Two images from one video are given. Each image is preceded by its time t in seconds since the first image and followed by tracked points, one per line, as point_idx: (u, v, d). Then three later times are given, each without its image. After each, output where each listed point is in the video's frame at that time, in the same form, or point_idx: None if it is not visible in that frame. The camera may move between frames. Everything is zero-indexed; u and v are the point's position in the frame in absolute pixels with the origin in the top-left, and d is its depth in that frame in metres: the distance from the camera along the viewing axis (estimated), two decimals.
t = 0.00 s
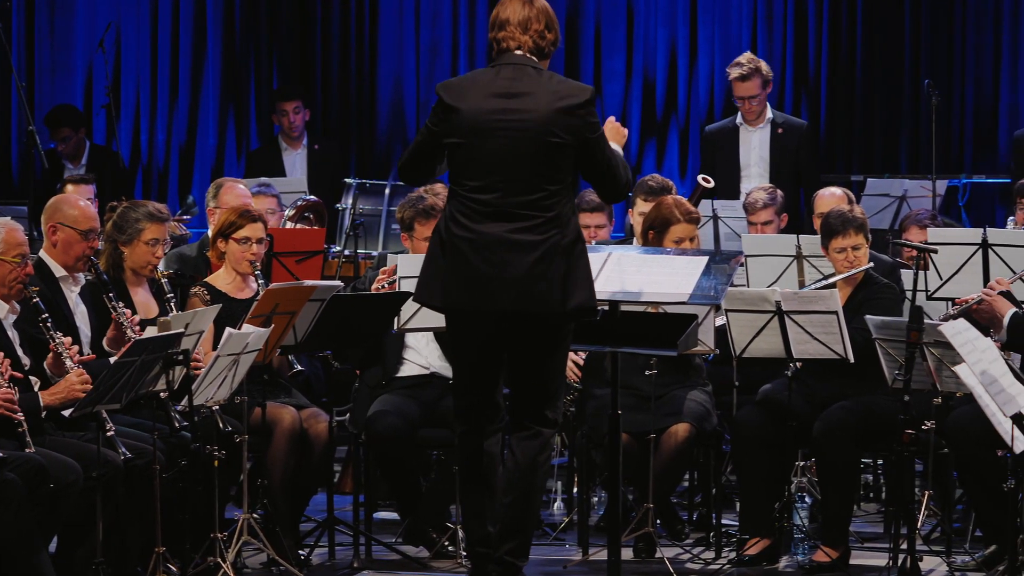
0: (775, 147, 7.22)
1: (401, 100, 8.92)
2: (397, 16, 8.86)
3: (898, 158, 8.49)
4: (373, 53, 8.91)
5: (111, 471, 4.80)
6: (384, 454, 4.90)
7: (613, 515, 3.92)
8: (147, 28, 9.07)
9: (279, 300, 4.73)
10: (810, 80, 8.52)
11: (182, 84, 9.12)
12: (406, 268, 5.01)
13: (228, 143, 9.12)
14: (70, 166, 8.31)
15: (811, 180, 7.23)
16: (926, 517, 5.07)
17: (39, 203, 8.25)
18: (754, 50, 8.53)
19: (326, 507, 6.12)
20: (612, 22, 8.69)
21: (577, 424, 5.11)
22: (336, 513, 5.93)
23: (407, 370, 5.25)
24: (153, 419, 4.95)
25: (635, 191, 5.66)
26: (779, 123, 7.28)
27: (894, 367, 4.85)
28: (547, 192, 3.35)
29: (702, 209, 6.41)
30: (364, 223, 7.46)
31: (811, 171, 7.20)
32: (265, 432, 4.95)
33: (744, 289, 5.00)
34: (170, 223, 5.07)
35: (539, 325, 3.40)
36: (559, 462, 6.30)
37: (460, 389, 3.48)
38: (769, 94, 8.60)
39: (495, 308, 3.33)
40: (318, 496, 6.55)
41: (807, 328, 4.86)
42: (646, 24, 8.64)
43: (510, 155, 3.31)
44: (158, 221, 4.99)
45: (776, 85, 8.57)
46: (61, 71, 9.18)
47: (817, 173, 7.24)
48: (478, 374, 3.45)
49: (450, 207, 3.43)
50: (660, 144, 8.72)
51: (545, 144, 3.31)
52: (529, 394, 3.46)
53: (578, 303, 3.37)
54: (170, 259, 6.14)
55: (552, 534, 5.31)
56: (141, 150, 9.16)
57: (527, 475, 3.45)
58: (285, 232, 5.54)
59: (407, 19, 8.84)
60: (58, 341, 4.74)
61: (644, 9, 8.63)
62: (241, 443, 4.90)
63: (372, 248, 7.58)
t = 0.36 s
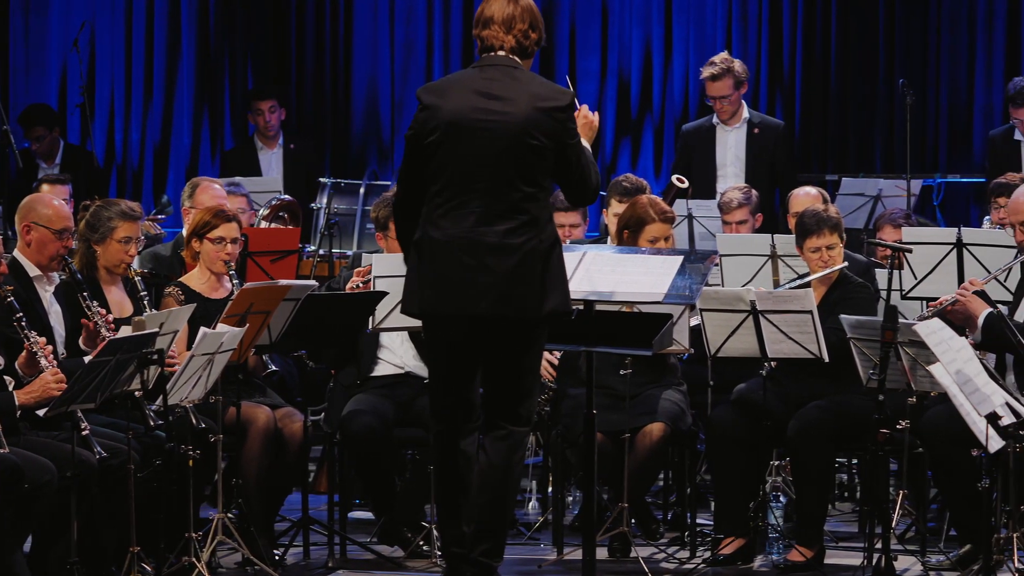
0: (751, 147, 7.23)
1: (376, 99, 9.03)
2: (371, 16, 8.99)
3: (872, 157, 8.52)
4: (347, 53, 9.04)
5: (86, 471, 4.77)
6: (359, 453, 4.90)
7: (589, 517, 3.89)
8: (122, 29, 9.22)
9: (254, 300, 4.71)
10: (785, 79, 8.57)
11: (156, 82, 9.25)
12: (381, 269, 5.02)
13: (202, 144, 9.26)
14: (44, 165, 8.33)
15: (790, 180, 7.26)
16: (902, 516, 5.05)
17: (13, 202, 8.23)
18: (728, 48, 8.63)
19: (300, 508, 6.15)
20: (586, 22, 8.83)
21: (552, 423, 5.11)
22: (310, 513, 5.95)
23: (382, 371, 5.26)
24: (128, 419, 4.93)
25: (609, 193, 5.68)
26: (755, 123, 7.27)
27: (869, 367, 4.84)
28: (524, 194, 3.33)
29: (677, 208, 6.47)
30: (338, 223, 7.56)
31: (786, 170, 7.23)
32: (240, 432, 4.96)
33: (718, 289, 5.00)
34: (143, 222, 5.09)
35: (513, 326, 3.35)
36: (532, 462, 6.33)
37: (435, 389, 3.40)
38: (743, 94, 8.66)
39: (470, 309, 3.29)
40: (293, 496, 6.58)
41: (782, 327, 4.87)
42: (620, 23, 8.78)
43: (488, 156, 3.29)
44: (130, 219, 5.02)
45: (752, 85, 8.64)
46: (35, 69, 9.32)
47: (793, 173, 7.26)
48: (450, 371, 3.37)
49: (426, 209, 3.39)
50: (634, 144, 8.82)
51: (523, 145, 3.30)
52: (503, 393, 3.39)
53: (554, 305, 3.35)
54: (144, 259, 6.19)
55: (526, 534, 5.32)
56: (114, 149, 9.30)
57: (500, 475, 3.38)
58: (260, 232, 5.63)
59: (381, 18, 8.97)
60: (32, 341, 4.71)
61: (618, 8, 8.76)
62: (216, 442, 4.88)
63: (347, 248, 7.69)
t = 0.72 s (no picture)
0: (724, 146, 7.26)
1: (351, 100, 9.12)
2: (347, 17, 9.07)
3: (848, 158, 8.62)
4: (323, 53, 9.13)
5: (61, 471, 4.73)
6: (334, 452, 4.90)
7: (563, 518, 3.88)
8: (97, 28, 9.28)
9: (229, 299, 4.68)
10: (759, 79, 8.62)
11: (131, 81, 9.32)
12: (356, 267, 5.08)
13: (177, 143, 9.32)
14: (20, 164, 8.37)
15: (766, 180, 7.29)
16: (877, 517, 5.05)
17: None
18: (704, 48, 8.67)
19: (275, 507, 6.19)
20: (562, 20, 8.85)
21: (526, 424, 5.11)
22: (285, 513, 5.98)
23: (358, 370, 5.26)
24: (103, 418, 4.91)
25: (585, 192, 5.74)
26: (728, 122, 7.29)
27: (845, 366, 4.82)
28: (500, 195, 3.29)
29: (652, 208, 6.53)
30: (313, 222, 7.62)
31: (760, 169, 7.25)
32: (215, 431, 4.95)
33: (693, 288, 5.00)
34: (119, 220, 5.08)
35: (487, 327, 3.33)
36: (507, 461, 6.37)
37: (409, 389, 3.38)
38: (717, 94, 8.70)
39: (445, 310, 3.26)
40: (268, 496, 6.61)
41: (757, 326, 4.86)
42: (596, 23, 8.80)
43: (464, 157, 3.26)
44: (106, 218, 5.00)
45: (727, 86, 8.69)
46: (10, 68, 9.34)
47: (767, 173, 7.28)
48: (423, 372, 3.36)
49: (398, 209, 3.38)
50: (610, 143, 8.86)
51: (500, 147, 3.26)
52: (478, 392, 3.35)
53: (530, 308, 3.32)
54: (119, 258, 6.24)
55: (502, 534, 5.34)
56: (90, 148, 9.34)
57: (474, 476, 3.33)
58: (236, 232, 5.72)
59: (357, 18, 9.05)
60: (8, 340, 4.71)
61: (594, 7, 8.80)
62: (191, 442, 4.87)
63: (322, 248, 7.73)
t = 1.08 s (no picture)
0: (698, 145, 7.27)
1: (327, 98, 9.13)
2: (323, 16, 9.09)
3: (824, 157, 8.61)
4: (299, 52, 9.14)
5: (37, 470, 4.71)
6: (310, 451, 4.90)
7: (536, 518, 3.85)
8: (72, 28, 9.30)
9: (205, 299, 4.66)
10: (737, 78, 8.63)
11: (107, 83, 9.33)
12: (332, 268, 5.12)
13: (153, 141, 9.31)
14: None
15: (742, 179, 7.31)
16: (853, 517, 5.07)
17: None
18: (680, 47, 8.69)
19: (251, 506, 6.22)
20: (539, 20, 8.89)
21: (504, 423, 5.10)
22: (261, 513, 6.00)
23: (333, 370, 5.27)
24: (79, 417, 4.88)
25: (561, 191, 5.79)
26: (703, 122, 7.31)
27: (821, 366, 4.82)
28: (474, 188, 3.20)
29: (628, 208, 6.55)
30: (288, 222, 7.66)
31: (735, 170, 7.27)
32: (191, 431, 4.94)
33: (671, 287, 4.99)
34: (98, 220, 5.06)
35: (461, 322, 3.25)
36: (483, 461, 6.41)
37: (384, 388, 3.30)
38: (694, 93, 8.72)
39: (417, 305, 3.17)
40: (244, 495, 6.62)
41: (733, 326, 4.86)
42: (572, 23, 8.80)
43: (436, 151, 3.17)
44: (85, 218, 4.98)
45: (703, 85, 8.71)
46: None
47: (741, 172, 7.30)
48: (398, 369, 3.29)
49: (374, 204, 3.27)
50: (587, 142, 8.85)
51: (473, 141, 3.17)
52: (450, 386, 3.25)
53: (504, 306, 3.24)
54: (95, 257, 6.28)
55: (478, 534, 5.36)
56: (66, 147, 9.35)
57: (446, 472, 3.22)
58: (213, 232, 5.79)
59: (333, 18, 9.07)
60: None
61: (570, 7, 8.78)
62: (167, 442, 4.87)
63: (298, 247, 7.82)
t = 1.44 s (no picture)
0: (673, 144, 7.30)
1: (304, 99, 9.15)
2: (299, 17, 9.10)
3: (800, 157, 8.60)
4: (275, 52, 9.15)
5: (12, 471, 4.69)
6: (288, 451, 4.91)
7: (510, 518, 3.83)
8: (48, 26, 9.32)
9: (182, 298, 4.63)
10: (714, 79, 8.66)
11: (84, 82, 9.35)
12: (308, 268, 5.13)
13: (130, 141, 9.32)
14: None
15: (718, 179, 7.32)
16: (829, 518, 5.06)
17: None
18: (657, 46, 8.72)
19: (227, 506, 6.25)
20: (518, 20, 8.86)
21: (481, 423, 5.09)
22: (238, 513, 6.02)
23: (310, 370, 5.28)
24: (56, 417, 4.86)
25: (538, 191, 5.81)
26: (678, 121, 7.32)
27: (798, 366, 4.81)
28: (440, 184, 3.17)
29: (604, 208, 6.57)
30: (265, 222, 7.67)
31: (709, 171, 7.29)
32: (168, 431, 4.93)
33: (648, 287, 4.99)
34: (75, 219, 5.07)
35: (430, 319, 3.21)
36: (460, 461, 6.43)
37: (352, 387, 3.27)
38: (672, 93, 8.74)
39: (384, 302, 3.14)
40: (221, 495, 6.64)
41: (710, 325, 4.84)
42: (549, 20, 8.84)
43: (401, 148, 3.13)
44: (62, 217, 4.99)
45: (681, 85, 8.73)
46: None
47: (716, 174, 7.31)
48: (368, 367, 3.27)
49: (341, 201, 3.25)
50: (562, 142, 8.89)
51: (439, 137, 3.13)
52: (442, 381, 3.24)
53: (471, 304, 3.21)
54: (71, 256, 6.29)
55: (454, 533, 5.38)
56: (42, 146, 9.38)
57: (447, 461, 3.21)
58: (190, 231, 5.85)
59: (309, 19, 9.07)
60: None
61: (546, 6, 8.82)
62: (144, 442, 4.85)
63: (274, 246, 7.83)
